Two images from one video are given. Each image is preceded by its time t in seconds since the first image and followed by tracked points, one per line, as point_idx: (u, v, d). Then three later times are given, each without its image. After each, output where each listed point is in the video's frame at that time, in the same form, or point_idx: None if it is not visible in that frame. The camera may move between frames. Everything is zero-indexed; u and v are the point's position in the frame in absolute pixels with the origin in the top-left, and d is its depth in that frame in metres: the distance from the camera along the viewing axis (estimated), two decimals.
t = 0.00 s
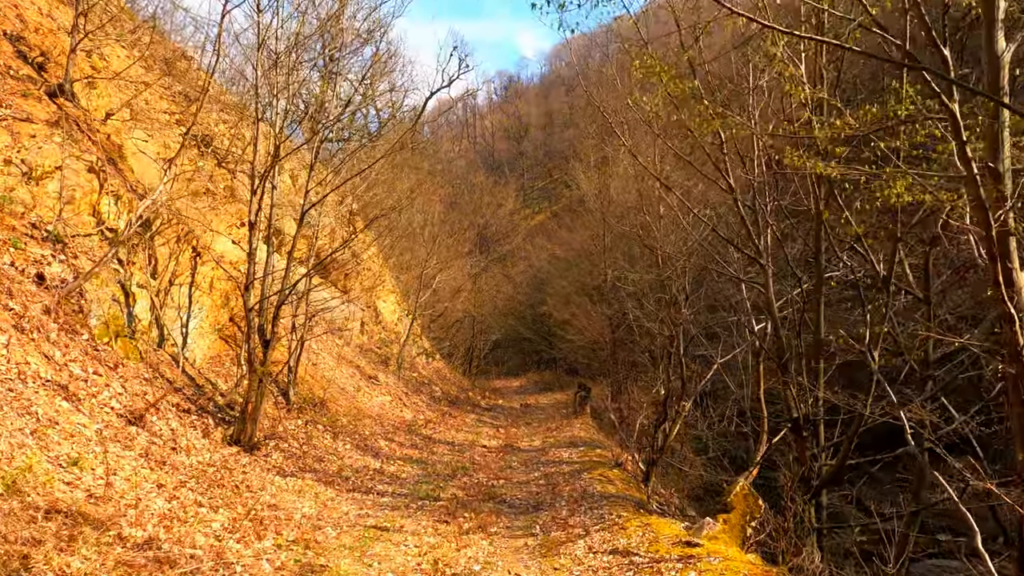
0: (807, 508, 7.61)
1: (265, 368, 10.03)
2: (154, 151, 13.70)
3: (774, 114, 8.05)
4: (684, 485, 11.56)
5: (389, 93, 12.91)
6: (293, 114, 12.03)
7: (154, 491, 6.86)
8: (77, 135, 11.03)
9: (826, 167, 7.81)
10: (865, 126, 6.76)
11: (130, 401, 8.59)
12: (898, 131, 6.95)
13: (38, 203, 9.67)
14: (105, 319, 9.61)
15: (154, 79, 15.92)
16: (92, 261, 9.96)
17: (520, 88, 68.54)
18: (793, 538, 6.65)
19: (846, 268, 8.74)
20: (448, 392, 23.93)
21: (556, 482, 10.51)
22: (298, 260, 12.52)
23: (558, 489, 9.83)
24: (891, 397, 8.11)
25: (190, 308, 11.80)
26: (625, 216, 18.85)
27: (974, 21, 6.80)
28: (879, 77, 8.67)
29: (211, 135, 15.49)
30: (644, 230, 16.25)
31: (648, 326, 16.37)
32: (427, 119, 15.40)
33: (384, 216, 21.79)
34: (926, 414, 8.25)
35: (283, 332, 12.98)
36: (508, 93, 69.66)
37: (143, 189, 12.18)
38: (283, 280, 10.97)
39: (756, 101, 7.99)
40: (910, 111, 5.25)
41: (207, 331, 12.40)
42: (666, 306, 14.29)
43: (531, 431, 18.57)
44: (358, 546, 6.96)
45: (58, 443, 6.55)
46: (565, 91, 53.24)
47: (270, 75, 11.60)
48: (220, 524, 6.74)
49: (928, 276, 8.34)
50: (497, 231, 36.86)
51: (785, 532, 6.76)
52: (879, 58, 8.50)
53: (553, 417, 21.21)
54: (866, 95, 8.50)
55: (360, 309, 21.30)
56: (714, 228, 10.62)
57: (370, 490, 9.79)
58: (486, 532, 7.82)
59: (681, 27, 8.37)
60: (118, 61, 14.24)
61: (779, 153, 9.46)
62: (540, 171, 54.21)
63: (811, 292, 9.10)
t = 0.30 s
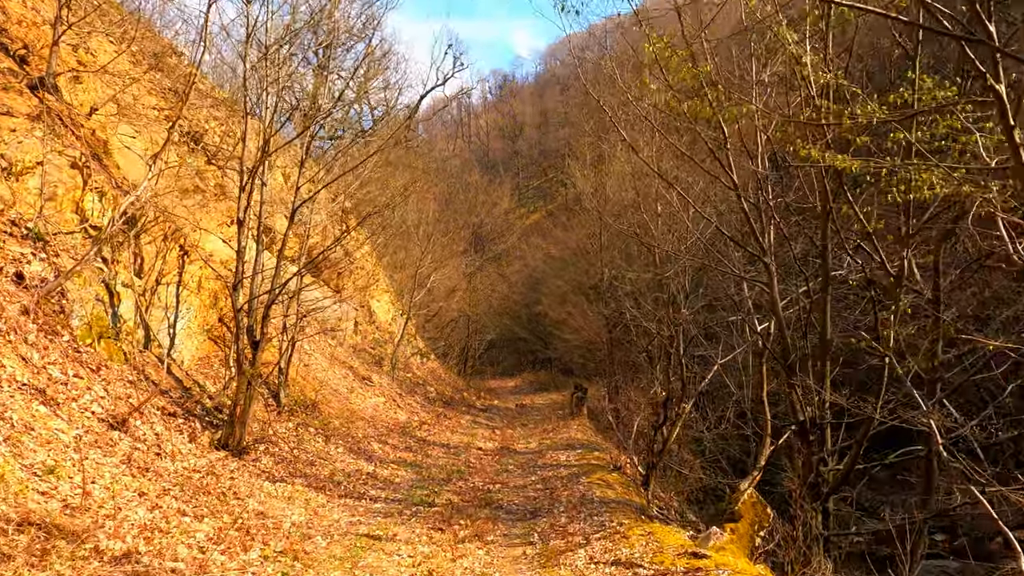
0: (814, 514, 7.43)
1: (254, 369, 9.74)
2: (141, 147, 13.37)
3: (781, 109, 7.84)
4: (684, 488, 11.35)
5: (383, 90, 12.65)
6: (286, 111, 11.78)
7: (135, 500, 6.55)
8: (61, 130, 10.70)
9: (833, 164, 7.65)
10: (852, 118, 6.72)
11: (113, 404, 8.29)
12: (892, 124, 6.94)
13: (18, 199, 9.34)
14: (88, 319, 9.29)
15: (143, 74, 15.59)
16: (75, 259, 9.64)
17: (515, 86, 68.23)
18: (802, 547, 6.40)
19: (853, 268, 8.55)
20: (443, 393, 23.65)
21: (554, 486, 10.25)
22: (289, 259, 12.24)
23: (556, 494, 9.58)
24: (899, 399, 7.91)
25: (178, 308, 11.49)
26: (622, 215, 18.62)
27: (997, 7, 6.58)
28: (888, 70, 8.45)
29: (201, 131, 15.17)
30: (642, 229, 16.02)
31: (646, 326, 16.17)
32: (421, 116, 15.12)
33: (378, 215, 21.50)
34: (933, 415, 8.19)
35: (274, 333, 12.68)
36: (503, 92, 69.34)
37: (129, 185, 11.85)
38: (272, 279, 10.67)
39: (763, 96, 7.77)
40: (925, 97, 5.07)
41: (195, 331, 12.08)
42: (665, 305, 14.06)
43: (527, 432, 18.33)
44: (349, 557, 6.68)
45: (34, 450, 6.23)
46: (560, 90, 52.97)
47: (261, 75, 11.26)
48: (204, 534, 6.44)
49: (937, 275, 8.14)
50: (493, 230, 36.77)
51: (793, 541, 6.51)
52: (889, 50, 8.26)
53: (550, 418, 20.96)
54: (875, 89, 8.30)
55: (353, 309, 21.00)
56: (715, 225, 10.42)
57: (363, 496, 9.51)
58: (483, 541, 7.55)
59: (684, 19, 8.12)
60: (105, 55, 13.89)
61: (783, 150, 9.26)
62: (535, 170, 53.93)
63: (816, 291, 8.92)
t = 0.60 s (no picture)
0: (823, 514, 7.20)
1: (242, 365, 9.41)
2: (127, 137, 13.00)
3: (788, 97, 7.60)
4: (684, 487, 11.10)
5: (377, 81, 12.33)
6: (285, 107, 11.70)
7: (111, 500, 6.22)
8: (41, 117, 10.34)
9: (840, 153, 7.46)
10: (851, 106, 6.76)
11: (92, 400, 7.95)
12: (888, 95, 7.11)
13: None
14: (68, 313, 8.93)
15: (130, 63, 15.20)
16: (54, 250, 9.27)
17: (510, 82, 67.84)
18: (811, 548, 6.13)
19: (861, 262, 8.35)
20: (437, 390, 23.33)
21: (551, 485, 9.96)
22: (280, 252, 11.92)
23: (554, 494, 9.29)
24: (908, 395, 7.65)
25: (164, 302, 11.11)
26: (620, 208, 18.32)
27: None
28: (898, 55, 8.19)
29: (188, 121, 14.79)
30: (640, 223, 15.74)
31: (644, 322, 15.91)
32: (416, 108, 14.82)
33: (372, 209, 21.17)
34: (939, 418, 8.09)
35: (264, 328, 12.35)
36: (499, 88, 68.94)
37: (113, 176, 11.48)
38: (261, 272, 10.34)
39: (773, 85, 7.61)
40: (947, 68, 4.85)
41: (182, 326, 11.72)
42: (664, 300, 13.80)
43: (523, 430, 18.04)
44: (337, 560, 6.38)
45: (3, 448, 5.90)
46: (556, 86, 52.65)
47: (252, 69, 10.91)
48: (185, 537, 6.12)
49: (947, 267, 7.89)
50: (488, 226, 36.50)
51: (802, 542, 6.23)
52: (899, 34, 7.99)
53: (546, 415, 20.68)
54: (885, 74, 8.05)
55: (346, 305, 20.65)
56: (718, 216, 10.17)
57: (354, 496, 9.19)
58: (478, 542, 7.24)
59: (686, 3, 7.89)
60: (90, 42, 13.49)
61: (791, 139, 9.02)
62: (531, 167, 53.63)
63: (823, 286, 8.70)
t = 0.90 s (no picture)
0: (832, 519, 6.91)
1: (228, 363, 9.06)
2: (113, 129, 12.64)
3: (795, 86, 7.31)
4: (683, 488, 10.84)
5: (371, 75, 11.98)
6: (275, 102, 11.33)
7: (85, 507, 5.88)
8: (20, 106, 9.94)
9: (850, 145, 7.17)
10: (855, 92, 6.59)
11: (70, 401, 7.60)
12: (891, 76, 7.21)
13: None
14: (46, 309, 8.57)
15: (117, 52, 14.79)
16: (31, 244, 8.89)
17: (507, 77, 67.37)
18: (823, 556, 5.83)
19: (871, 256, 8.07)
20: (432, 388, 23.01)
21: (549, 487, 9.66)
22: (270, 248, 11.58)
23: (552, 496, 9.00)
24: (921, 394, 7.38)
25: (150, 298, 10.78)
26: (618, 203, 18.01)
27: None
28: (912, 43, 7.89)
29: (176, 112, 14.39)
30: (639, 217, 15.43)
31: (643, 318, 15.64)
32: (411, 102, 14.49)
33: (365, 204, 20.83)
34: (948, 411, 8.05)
35: (253, 325, 12.01)
36: (495, 83, 68.48)
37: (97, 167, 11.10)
38: (249, 267, 10.00)
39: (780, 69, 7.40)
40: (977, 40, 4.57)
41: (169, 323, 11.36)
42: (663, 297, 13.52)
43: (519, 429, 17.74)
44: (324, 569, 6.06)
45: None
46: (553, 81, 52.29)
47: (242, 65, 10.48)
48: (163, 546, 5.79)
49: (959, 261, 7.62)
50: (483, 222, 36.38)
51: (813, 549, 5.93)
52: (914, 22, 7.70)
53: (542, 414, 20.39)
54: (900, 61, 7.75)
55: (339, 301, 20.30)
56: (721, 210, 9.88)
57: (345, 499, 8.87)
58: (474, 549, 6.93)
59: None
60: (73, 30, 13.07)
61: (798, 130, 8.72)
62: (527, 163, 53.27)
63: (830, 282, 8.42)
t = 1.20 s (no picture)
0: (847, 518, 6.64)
1: (217, 357, 8.73)
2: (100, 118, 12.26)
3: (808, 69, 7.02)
4: (686, 485, 10.56)
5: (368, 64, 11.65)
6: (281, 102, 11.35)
7: (63, 507, 5.56)
8: None
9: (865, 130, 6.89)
10: (872, 73, 6.35)
11: (51, 396, 7.25)
12: (906, 58, 7.03)
13: None
14: (27, 300, 8.21)
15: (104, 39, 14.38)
16: (12, 233, 8.53)
17: (503, 71, 66.87)
18: (842, 557, 5.55)
19: (883, 246, 7.79)
20: (428, 384, 22.69)
21: (550, 484, 9.38)
22: (262, 239, 11.24)
23: (554, 494, 8.70)
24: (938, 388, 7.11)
25: (137, 290, 10.42)
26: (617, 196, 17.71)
27: None
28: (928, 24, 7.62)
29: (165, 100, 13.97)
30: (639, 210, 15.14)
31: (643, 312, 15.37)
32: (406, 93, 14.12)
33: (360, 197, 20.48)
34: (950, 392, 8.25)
35: (244, 319, 11.67)
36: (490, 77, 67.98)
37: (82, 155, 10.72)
38: (239, 257, 9.65)
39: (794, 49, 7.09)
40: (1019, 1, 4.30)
41: (157, 316, 11.00)
42: (665, 290, 13.23)
43: (517, 425, 17.45)
44: (317, 572, 5.75)
45: None
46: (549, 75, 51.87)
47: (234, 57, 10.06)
48: (145, 548, 5.47)
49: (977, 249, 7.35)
50: (479, 217, 36.07)
51: (831, 550, 5.65)
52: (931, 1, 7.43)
53: (540, 409, 20.11)
54: (916, 42, 7.48)
55: (333, 295, 19.94)
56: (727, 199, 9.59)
57: (338, 497, 8.55)
58: (474, 549, 6.64)
59: None
60: (57, 14, 12.63)
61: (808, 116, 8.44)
62: (523, 158, 52.91)
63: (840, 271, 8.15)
